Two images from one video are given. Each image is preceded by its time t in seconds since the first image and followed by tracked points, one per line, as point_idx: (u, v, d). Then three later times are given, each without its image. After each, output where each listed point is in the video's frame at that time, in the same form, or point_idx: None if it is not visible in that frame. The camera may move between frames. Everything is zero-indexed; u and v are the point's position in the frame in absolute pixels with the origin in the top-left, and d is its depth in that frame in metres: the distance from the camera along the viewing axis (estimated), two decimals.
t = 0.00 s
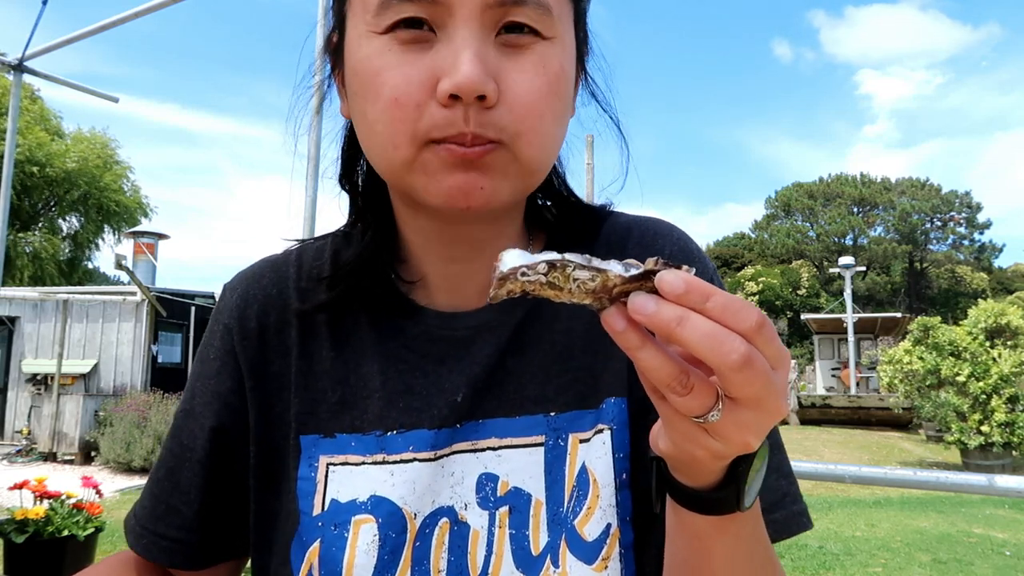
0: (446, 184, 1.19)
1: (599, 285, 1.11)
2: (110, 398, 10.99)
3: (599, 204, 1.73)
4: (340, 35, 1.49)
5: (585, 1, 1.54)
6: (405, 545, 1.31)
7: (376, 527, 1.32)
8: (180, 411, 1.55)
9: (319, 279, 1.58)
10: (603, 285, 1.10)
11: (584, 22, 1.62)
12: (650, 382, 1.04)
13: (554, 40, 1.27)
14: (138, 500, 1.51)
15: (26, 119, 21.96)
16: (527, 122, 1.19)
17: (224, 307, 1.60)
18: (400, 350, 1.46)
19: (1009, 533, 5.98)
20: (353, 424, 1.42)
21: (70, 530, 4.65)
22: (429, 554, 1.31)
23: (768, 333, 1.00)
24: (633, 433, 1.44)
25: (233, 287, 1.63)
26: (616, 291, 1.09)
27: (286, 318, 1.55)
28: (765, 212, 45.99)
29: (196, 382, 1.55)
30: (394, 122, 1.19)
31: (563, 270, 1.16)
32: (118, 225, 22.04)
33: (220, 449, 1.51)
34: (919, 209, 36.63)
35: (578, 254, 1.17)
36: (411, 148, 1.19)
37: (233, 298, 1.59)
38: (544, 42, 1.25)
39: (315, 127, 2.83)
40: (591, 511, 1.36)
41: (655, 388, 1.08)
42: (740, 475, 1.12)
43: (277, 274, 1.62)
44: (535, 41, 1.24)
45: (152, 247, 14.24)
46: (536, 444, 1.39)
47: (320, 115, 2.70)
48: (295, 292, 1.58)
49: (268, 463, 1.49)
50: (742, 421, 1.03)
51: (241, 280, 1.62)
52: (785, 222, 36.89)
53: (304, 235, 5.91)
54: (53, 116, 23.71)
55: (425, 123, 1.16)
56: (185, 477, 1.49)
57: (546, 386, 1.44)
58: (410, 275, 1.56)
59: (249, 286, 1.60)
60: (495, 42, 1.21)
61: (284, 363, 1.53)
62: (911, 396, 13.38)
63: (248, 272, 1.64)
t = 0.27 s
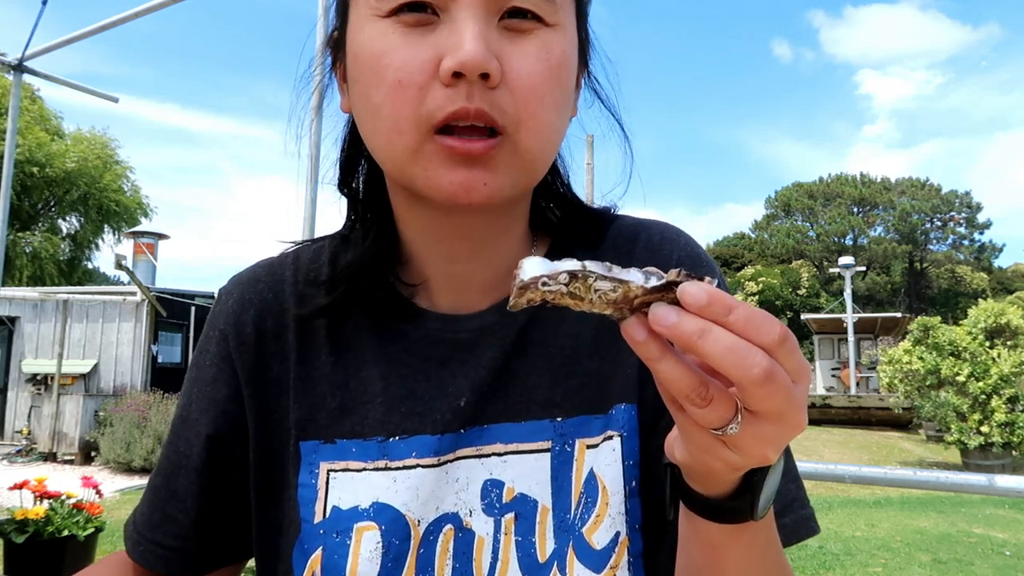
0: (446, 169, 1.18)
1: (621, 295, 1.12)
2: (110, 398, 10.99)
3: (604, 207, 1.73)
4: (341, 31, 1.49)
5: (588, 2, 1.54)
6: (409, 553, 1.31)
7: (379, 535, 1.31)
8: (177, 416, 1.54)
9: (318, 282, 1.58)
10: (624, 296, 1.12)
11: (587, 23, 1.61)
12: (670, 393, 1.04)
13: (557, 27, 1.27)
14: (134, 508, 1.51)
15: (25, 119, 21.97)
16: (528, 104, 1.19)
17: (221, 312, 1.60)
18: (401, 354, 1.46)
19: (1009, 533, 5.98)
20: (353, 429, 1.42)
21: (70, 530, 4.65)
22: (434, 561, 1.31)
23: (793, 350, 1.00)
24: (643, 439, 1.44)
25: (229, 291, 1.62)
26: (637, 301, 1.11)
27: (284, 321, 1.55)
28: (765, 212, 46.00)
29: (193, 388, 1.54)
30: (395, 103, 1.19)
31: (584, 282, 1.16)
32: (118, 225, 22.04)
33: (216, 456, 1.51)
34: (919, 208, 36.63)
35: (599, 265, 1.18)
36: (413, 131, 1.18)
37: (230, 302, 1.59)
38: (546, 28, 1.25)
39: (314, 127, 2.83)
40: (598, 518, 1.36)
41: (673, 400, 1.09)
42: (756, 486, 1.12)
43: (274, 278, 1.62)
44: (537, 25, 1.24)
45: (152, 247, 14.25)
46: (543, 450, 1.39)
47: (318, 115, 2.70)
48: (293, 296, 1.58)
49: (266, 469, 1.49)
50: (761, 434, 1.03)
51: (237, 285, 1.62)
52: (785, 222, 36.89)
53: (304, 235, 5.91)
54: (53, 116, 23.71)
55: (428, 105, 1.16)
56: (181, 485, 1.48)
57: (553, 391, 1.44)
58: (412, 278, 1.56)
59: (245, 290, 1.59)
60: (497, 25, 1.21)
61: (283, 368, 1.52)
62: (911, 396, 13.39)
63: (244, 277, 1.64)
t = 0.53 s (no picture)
0: (467, 174, 1.18)
1: (628, 307, 1.12)
2: (110, 398, 10.99)
3: (609, 209, 1.74)
4: (352, 29, 1.49)
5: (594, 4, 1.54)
6: (411, 555, 1.31)
7: (381, 537, 1.31)
8: (180, 418, 1.54)
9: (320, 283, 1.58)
10: (630, 308, 1.12)
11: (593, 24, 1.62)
12: (675, 407, 1.04)
13: (575, 39, 1.29)
14: (136, 510, 1.51)
15: (25, 119, 21.97)
16: (547, 114, 1.21)
17: (222, 314, 1.60)
18: (404, 356, 1.46)
19: (1009, 533, 5.98)
20: (355, 431, 1.42)
21: (70, 530, 4.65)
22: (435, 563, 1.31)
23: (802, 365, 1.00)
24: (644, 441, 1.45)
25: (231, 293, 1.62)
26: (645, 314, 1.11)
27: (287, 323, 1.55)
28: (765, 212, 46.00)
29: (195, 390, 1.54)
30: (417, 108, 1.19)
31: (592, 293, 1.16)
32: (118, 225, 22.03)
33: (219, 457, 1.51)
34: (919, 208, 36.63)
35: (605, 275, 1.17)
36: (435, 135, 1.18)
37: (232, 304, 1.59)
38: (565, 42, 1.27)
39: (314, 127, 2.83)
40: (600, 521, 1.36)
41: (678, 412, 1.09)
42: (756, 497, 1.13)
43: (276, 280, 1.62)
44: (556, 41, 1.26)
45: (152, 247, 14.25)
46: (545, 453, 1.39)
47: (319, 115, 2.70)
48: (295, 297, 1.58)
49: (269, 471, 1.49)
50: (767, 450, 1.03)
51: (239, 287, 1.62)
52: (785, 222, 36.89)
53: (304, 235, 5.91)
54: (53, 116, 23.71)
55: (451, 110, 1.16)
56: (183, 486, 1.48)
57: (555, 393, 1.44)
58: (416, 278, 1.56)
59: (247, 292, 1.60)
60: (520, 37, 1.22)
61: (285, 369, 1.52)
62: (911, 396, 13.39)
63: (244, 278, 1.64)
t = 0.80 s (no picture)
0: (473, 160, 1.17)
1: (638, 341, 1.11)
2: (110, 398, 10.99)
3: (611, 211, 1.74)
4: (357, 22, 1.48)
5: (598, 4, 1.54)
6: (410, 557, 1.31)
7: (380, 539, 1.31)
8: (180, 418, 1.55)
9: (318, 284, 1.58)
10: (641, 341, 1.11)
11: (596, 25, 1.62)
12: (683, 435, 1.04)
13: (584, 40, 1.30)
14: (136, 510, 1.51)
15: (25, 119, 21.97)
16: (555, 106, 1.21)
17: (221, 315, 1.60)
18: (403, 358, 1.46)
19: (1009, 533, 5.98)
20: (354, 433, 1.42)
21: (70, 530, 4.65)
22: (435, 566, 1.31)
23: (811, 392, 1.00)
24: (643, 447, 1.46)
25: (230, 293, 1.62)
26: (654, 346, 1.11)
27: (286, 323, 1.55)
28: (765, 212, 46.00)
29: (194, 391, 1.55)
30: (424, 91, 1.18)
31: (601, 327, 1.15)
32: (118, 225, 22.03)
33: (218, 458, 1.51)
34: (918, 208, 36.63)
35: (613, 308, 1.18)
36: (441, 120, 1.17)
37: (231, 305, 1.59)
38: (576, 41, 1.28)
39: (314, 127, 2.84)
40: (600, 525, 1.37)
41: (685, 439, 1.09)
42: (762, 516, 1.13)
43: (275, 280, 1.62)
44: (567, 39, 1.27)
45: (152, 247, 14.25)
46: (545, 456, 1.39)
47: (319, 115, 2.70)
48: (293, 297, 1.58)
49: (267, 472, 1.49)
50: (775, 478, 1.03)
51: (237, 288, 1.62)
52: (785, 222, 36.89)
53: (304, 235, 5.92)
54: (53, 116, 23.71)
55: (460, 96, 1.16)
56: (182, 486, 1.49)
57: (556, 397, 1.44)
58: (415, 279, 1.56)
59: (246, 293, 1.60)
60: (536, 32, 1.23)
61: (284, 371, 1.52)
62: (911, 396, 13.39)
63: (243, 279, 1.64)
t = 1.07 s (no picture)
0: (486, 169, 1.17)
1: (644, 340, 1.11)
2: (110, 398, 10.98)
3: (610, 213, 1.74)
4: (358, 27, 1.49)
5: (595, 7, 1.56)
6: (408, 559, 1.30)
7: (378, 540, 1.31)
8: (179, 418, 1.55)
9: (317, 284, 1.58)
10: (647, 340, 1.11)
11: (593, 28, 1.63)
12: (686, 434, 1.05)
13: (586, 42, 1.31)
14: (135, 510, 1.51)
15: (25, 119, 21.96)
16: (563, 110, 1.22)
17: (219, 315, 1.60)
18: (402, 358, 1.46)
19: (1009, 533, 5.98)
20: (352, 433, 1.42)
21: (70, 530, 4.65)
22: (434, 567, 1.31)
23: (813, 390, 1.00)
24: (642, 448, 1.46)
25: (228, 294, 1.63)
26: (660, 346, 1.10)
27: (284, 324, 1.56)
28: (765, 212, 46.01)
29: (193, 391, 1.55)
30: (434, 103, 1.18)
31: (608, 328, 1.16)
32: (118, 225, 22.03)
33: (216, 458, 1.51)
34: (918, 208, 36.65)
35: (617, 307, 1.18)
36: (452, 132, 1.17)
37: (229, 305, 1.59)
38: (578, 45, 1.29)
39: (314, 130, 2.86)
40: (600, 527, 1.36)
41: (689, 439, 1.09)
42: (762, 517, 1.13)
43: (273, 280, 1.63)
44: (569, 43, 1.28)
45: (152, 247, 14.25)
46: (544, 458, 1.39)
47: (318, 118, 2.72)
48: (292, 298, 1.58)
49: (265, 473, 1.49)
50: (777, 476, 1.03)
51: (236, 288, 1.62)
52: (785, 222, 36.90)
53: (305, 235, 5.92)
54: (53, 116, 23.71)
55: (472, 107, 1.16)
56: (180, 487, 1.49)
57: (556, 398, 1.44)
58: (413, 279, 1.56)
59: (244, 293, 1.60)
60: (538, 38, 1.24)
61: (282, 371, 1.52)
62: (911, 396, 13.38)
63: (241, 279, 1.64)
